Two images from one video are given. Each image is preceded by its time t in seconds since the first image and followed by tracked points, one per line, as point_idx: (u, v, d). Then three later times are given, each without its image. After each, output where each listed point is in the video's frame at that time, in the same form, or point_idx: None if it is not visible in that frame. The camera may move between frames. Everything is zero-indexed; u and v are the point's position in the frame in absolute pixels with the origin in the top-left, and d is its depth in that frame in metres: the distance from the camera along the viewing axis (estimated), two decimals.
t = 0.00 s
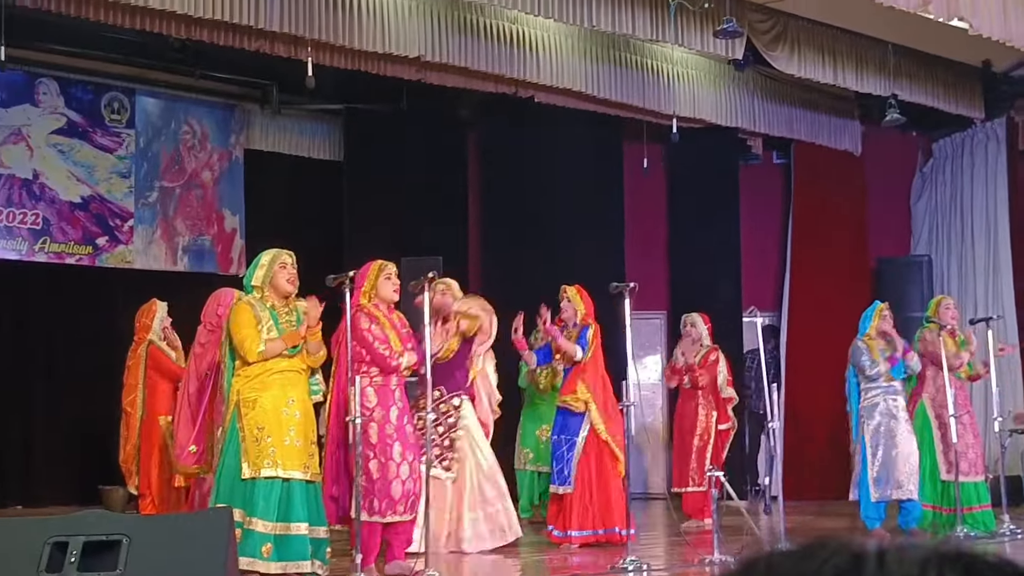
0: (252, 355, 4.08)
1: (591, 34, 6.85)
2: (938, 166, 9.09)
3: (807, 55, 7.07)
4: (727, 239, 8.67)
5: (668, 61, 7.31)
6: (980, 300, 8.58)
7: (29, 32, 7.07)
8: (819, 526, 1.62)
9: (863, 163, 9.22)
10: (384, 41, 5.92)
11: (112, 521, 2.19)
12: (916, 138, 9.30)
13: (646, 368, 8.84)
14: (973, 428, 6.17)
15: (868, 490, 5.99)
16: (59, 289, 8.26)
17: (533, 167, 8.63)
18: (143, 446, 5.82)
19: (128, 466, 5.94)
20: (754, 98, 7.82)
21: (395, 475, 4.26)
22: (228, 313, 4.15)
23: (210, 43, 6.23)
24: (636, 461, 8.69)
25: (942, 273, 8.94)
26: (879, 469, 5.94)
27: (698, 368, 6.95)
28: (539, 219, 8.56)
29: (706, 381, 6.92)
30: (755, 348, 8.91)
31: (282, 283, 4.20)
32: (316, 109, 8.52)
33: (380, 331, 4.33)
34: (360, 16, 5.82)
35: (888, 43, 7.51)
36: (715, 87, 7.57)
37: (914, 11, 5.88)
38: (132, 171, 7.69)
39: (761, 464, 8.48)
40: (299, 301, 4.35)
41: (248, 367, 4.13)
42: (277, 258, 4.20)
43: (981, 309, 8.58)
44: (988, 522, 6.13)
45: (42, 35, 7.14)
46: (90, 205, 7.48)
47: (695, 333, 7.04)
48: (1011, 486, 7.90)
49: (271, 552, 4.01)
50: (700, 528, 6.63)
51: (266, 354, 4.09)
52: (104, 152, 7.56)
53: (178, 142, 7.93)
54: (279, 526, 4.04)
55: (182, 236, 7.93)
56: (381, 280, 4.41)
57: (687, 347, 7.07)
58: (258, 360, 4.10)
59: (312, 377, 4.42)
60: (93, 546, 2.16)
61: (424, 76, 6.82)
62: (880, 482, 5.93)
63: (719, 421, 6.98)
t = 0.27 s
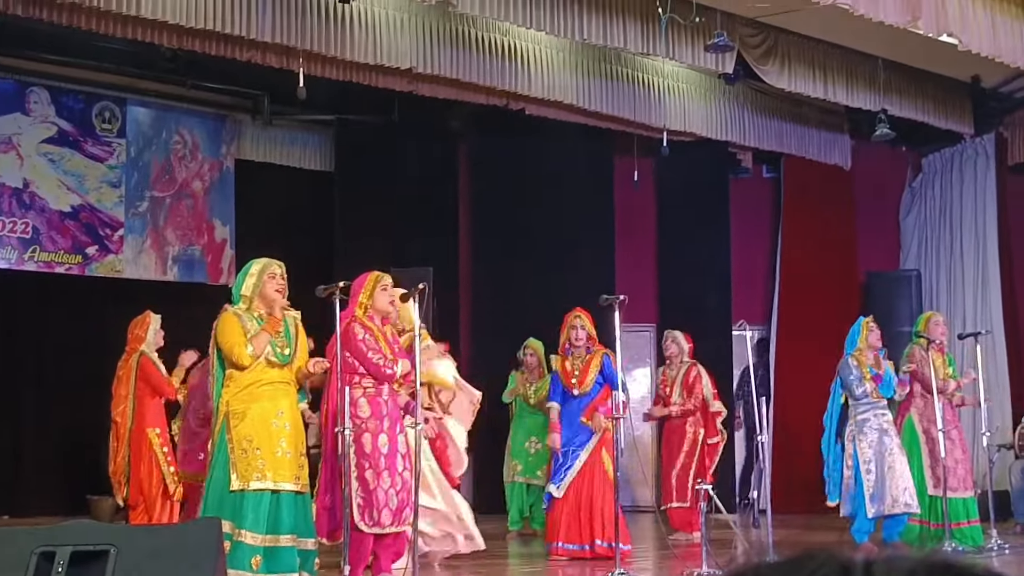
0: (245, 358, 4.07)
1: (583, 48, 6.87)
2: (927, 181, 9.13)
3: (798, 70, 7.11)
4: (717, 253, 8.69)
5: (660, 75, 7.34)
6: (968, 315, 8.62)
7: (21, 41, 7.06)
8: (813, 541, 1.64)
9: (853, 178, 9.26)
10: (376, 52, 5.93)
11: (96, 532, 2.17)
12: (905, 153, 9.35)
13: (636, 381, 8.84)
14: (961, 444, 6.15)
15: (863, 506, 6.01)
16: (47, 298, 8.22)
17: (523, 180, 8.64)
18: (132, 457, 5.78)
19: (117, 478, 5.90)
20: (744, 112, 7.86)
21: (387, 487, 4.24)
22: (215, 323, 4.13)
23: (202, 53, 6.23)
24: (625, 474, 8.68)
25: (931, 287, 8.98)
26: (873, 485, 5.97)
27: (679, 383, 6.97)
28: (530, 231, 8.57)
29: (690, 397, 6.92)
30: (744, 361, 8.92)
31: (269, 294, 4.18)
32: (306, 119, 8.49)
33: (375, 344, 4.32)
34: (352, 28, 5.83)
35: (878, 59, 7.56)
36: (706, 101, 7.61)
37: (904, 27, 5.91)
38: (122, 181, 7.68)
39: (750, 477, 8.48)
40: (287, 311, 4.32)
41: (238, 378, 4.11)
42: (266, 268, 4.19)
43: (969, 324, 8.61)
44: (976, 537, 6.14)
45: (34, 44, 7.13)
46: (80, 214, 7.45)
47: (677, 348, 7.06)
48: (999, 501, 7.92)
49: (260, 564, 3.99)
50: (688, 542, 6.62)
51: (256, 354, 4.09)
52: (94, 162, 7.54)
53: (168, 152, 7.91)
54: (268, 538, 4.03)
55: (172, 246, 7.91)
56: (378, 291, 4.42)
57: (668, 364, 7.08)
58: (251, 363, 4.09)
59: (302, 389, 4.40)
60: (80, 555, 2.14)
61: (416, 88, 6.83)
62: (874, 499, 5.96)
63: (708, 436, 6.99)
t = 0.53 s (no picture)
0: (235, 373, 4.02)
1: (575, 59, 6.89)
2: (919, 193, 9.18)
3: (790, 83, 7.15)
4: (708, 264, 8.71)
5: (652, 86, 7.36)
6: (959, 327, 8.64)
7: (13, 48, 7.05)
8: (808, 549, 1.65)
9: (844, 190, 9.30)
10: (369, 62, 5.94)
11: (84, 541, 2.20)
12: (896, 165, 9.40)
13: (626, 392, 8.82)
14: (950, 454, 6.22)
15: (851, 516, 6.02)
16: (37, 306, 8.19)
17: (515, 189, 8.66)
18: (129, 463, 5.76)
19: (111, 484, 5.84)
20: (736, 124, 7.89)
21: (376, 495, 4.24)
22: (207, 331, 4.11)
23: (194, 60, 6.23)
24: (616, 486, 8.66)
25: (921, 299, 9.01)
26: (862, 497, 5.97)
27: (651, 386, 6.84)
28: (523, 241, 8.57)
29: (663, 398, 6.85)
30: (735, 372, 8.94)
31: (261, 302, 4.18)
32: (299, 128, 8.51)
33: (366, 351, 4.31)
34: (346, 37, 5.83)
35: (870, 72, 7.60)
36: (698, 113, 7.63)
37: (895, 40, 5.94)
38: (114, 189, 7.66)
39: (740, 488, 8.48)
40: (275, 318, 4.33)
41: (231, 388, 4.09)
42: (258, 277, 4.18)
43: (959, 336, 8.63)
44: (964, 549, 6.16)
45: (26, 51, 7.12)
46: (72, 222, 7.43)
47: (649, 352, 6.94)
48: (989, 513, 7.92)
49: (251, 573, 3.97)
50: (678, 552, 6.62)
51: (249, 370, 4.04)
52: (86, 169, 7.53)
53: (160, 160, 7.90)
54: (259, 546, 4.01)
55: (164, 254, 7.89)
56: (365, 298, 4.42)
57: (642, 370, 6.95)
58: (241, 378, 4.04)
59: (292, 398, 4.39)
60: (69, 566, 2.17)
61: (409, 98, 6.83)
62: (863, 510, 5.95)
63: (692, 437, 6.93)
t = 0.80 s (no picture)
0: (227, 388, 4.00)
1: (571, 67, 6.90)
2: (913, 203, 9.21)
3: (786, 91, 7.17)
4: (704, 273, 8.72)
5: (648, 95, 7.38)
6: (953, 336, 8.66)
7: (9, 52, 7.05)
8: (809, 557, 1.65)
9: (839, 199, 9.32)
10: (365, 68, 5.94)
11: (79, 545, 2.31)
12: (891, 175, 9.43)
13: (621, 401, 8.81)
14: (944, 463, 6.21)
15: (850, 526, 6.04)
16: (30, 311, 8.16)
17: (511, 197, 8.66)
18: (123, 470, 5.76)
19: (111, 493, 5.79)
20: (732, 133, 7.90)
21: (370, 500, 4.21)
22: (203, 336, 4.09)
23: (191, 66, 6.23)
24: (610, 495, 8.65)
25: (916, 308, 9.02)
26: (860, 506, 6.01)
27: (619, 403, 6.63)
28: (518, 249, 8.58)
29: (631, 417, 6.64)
30: (729, 380, 8.94)
31: (257, 307, 4.17)
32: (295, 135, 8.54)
33: (358, 356, 4.31)
34: (343, 43, 5.84)
35: (864, 81, 7.63)
36: (694, 121, 7.65)
37: (890, 50, 5.96)
38: (109, 194, 7.64)
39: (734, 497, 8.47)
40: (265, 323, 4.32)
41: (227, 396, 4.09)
42: (253, 283, 4.17)
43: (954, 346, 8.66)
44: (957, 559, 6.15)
45: (22, 55, 7.11)
46: (66, 227, 7.42)
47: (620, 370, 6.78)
48: (982, 523, 7.93)
49: None
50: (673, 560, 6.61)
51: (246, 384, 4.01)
52: (81, 174, 7.51)
53: (155, 166, 7.89)
54: (256, 552, 4.00)
55: (158, 259, 7.87)
56: (355, 305, 4.41)
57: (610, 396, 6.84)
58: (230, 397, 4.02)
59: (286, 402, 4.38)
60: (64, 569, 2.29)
61: (405, 104, 6.83)
62: (863, 519, 5.99)
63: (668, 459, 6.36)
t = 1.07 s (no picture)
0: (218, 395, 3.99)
1: (570, 69, 6.91)
2: (911, 206, 9.21)
3: (785, 94, 7.17)
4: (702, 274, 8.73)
5: (646, 97, 7.38)
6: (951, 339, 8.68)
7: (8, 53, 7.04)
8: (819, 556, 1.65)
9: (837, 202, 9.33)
10: (364, 70, 5.93)
11: (79, 546, 2.27)
12: (889, 178, 9.44)
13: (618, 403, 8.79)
14: (941, 465, 6.20)
15: (846, 529, 6.02)
16: (27, 312, 8.15)
17: (509, 198, 8.66)
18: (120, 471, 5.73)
19: (110, 493, 5.78)
20: (730, 135, 7.91)
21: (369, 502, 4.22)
22: (202, 338, 4.09)
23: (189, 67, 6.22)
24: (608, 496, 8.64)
25: (914, 311, 9.03)
26: (858, 509, 5.99)
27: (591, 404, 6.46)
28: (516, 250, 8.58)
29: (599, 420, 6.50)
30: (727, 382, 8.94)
31: (252, 309, 4.15)
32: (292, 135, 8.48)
33: (349, 363, 4.31)
34: (342, 45, 5.83)
35: (863, 84, 7.63)
36: (692, 123, 7.65)
37: (889, 53, 5.97)
38: (107, 195, 7.63)
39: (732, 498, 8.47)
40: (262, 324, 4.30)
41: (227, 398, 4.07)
42: (251, 284, 4.15)
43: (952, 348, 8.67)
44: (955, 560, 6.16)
45: (20, 56, 7.10)
46: (64, 227, 7.41)
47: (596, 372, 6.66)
48: (980, 526, 7.92)
49: None
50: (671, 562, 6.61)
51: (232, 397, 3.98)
52: (79, 175, 7.50)
53: (154, 167, 7.89)
54: (258, 556, 3.99)
55: (156, 261, 7.86)
56: (352, 306, 4.40)
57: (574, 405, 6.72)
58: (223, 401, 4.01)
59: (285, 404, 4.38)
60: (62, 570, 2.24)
61: (404, 106, 6.83)
62: (861, 523, 5.97)
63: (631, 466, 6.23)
